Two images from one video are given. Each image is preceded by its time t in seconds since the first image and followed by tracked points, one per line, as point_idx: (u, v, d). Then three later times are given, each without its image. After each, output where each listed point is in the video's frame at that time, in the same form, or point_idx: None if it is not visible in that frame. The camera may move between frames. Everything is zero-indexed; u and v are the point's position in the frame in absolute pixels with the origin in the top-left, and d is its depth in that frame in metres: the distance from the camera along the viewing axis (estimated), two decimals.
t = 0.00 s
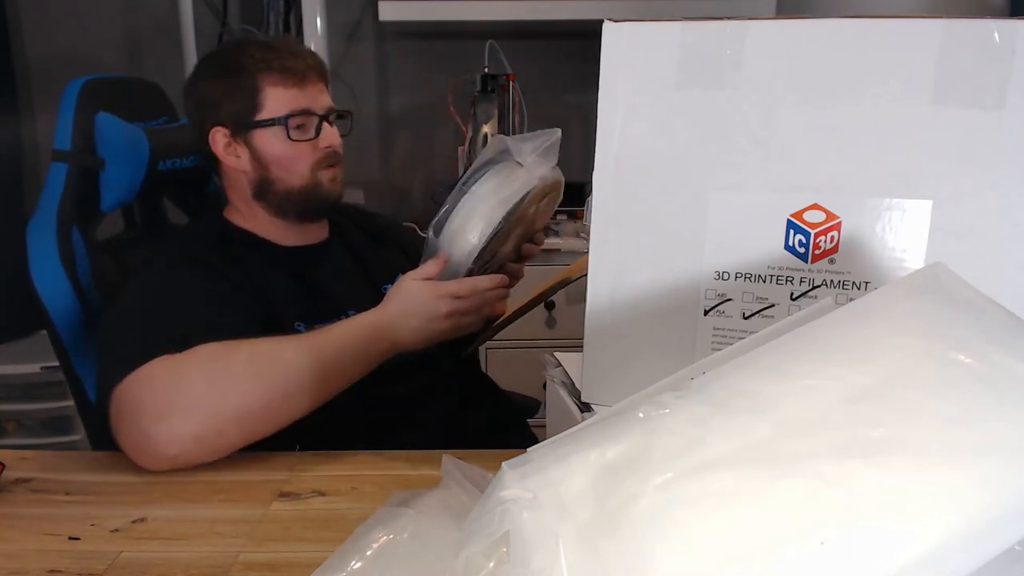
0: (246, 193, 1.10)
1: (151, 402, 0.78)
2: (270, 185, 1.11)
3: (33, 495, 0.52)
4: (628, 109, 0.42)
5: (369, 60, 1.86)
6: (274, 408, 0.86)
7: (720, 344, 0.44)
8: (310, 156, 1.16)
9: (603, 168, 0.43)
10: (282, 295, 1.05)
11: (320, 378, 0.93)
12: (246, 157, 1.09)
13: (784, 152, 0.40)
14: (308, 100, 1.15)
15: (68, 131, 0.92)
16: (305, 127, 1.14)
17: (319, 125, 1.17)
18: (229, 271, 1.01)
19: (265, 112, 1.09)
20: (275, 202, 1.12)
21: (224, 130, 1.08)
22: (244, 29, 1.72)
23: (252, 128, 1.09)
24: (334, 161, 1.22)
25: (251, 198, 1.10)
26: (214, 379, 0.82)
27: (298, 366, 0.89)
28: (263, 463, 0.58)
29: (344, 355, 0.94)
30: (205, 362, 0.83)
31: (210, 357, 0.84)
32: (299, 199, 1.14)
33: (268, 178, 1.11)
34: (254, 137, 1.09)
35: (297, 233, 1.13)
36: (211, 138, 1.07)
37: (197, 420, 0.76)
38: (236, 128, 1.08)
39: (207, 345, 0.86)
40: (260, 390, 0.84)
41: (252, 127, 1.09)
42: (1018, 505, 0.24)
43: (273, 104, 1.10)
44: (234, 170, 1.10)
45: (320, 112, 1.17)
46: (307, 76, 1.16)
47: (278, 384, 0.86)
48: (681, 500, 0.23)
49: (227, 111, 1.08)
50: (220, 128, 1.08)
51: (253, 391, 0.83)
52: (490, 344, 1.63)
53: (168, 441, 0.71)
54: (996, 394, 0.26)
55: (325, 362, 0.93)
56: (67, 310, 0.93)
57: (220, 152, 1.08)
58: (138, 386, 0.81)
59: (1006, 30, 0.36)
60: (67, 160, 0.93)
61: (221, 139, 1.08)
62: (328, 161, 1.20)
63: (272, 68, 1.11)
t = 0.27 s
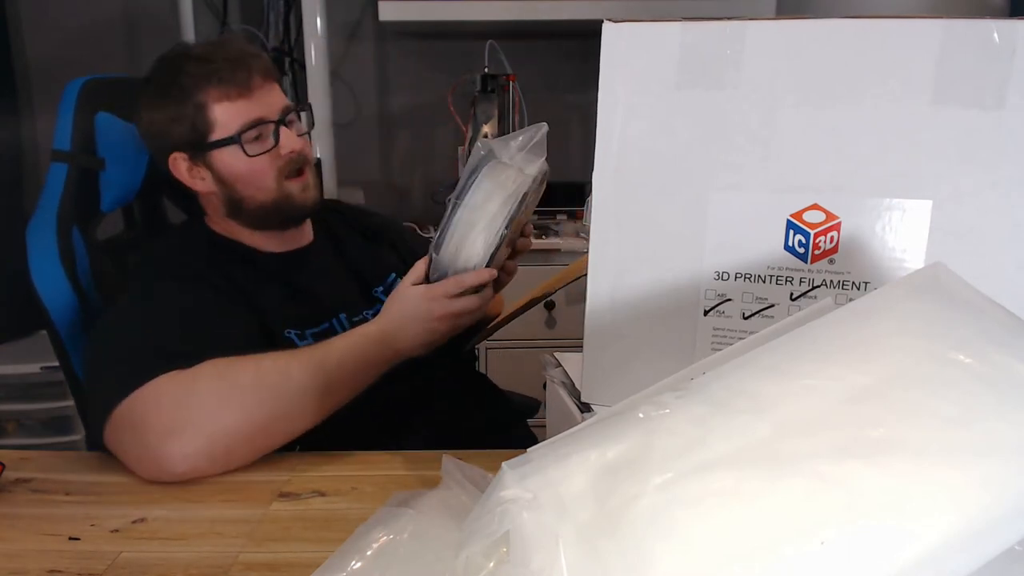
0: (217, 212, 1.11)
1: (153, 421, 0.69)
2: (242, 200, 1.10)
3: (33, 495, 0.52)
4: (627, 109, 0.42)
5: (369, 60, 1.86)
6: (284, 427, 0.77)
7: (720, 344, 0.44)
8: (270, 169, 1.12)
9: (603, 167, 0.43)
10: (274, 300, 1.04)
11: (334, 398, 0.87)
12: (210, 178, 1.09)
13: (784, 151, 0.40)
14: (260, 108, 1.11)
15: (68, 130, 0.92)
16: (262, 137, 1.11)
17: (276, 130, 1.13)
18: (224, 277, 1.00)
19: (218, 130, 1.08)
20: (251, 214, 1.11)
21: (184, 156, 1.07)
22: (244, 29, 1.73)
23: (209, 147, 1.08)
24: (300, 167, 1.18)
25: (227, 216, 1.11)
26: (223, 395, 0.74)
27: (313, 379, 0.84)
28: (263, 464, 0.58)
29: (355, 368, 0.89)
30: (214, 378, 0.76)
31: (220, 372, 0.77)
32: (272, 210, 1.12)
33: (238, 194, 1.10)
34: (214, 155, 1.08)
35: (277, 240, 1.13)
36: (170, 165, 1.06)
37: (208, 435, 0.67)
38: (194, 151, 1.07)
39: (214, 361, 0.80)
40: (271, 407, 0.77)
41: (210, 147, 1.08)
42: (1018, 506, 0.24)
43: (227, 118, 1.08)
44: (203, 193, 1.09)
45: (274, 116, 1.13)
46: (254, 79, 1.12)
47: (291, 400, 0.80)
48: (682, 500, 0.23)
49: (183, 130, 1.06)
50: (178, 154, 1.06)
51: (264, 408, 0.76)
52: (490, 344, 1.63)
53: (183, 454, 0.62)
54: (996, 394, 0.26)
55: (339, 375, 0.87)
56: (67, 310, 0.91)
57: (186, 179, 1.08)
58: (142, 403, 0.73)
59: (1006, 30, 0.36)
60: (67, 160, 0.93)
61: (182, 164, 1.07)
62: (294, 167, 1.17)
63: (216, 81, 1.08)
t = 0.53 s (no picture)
0: (207, 221, 1.10)
1: (154, 422, 0.70)
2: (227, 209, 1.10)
3: (33, 495, 0.52)
4: (627, 109, 0.42)
5: (369, 60, 1.86)
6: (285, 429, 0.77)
7: (720, 344, 0.44)
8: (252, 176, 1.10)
9: (604, 167, 0.43)
10: (272, 302, 1.03)
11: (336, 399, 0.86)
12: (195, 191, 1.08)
13: (784, 151, 0.40)
14: (233, 115, 1.09)
15: (68, 131, 0.92)
16: (240, 143, 1.10)
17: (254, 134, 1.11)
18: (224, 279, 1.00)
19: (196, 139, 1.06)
20: (239, 221, 1.10)
21: (166, 169, 1.06)
22: (244, 29, 1.73)
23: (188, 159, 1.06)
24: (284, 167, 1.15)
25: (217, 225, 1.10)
26: (224, 397, 0.74)
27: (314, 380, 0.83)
28: (263, 465, 0.58)
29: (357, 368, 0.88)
30: (216, 379, 0.76)
31: (221, 373, 0.76)
32: (258, 215, 1.11)
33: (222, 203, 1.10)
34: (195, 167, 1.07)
35: (267, 243, 1.11)
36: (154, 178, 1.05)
37: (208, 437, 0.67)
38: (175, 163, 1.06)
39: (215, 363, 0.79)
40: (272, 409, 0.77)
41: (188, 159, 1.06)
42: (1017, 506, 0.24)
43: (203, 129, 1.07)
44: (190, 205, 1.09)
45: (251, 121, 1.11)
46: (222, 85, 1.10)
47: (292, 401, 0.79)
48: (682, 500, 0.23)
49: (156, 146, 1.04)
50: (160, 167, 1.05)
51: (264, 409, 0.76)
52: (490, 344, 1.63)
53: (182, 456, 0.62)
54: (996, 394, 0.26)
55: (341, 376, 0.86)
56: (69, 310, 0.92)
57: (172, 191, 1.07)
58: (144, 404, 0.73)
59: (1006, 30, 0.36)
60: (68, 160, 0.93)
61: (165, 177, 1.06)
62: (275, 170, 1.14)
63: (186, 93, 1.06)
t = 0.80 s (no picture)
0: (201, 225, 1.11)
1: (151, 423, 0.69)
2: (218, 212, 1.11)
3: (33, 495, 0.52)
4: (628, 110, 0.42)
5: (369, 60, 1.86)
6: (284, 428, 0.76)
7: (720, 344, 0.44)
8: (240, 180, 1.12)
9: (604, 167, 0.43)
10: (269, 302, 1.03)
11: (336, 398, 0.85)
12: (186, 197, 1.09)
13: (784, 152, 0.40)
14: (220, 118, 1.10)
15: (69, 131, 0.92)
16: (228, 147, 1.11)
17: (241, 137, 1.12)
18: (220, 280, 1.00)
19: (184, 146, 1.07)
20: (231, 224, 1.12)
21: (157, 176, 1.06)
22: (244, 29, 1.73)
23: (177, 164, 1.07)
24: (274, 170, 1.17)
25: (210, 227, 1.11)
26: (222, 396, 0.73)
27: (313, 378, 0.82)
28: (263, 465, 0.58)
29: (356, 366, 0.87)
30: (212, 379, 0.75)
31: (218, 373, 0.76)
32: (250, 218, 1.12)
33: (213, 207, 1.10)
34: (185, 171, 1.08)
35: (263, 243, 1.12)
36: (146, 185, 1.05)
37: (207, 437, 0.67)
38: (165, 169, 1.06)
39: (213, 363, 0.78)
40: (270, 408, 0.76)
41: (178, 164, 1.07)
42: (1017, 506, 0.24)
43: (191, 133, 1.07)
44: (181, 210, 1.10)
45: (238, 124, 1.12)
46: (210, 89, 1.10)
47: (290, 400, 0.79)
48: (682, 500, 0.23)
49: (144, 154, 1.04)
50: (151, 173, 1.05)
51: (262, 408, 0.75)
52: (490, 343, 1.63)
53: (180, 456, 0.61)
54: (996, 394, 0.26)
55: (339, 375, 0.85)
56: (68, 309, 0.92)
57: (162, 197, 1.07)
58: (141, 405, 0.72)
59: (1006, 30, 0.36)
60: (68, 160, 0.93)
61: (157, 182, 1.06)
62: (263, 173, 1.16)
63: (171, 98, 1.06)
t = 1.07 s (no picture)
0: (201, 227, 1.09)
1: (150, 424, 0.69)
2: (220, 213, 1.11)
3: (33, 495, 0.52)
4: (628, 110, 0.42)
5: (369, 60, 1.86)
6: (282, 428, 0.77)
7: (720, 344, 0.44)
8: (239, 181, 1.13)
9: (604, 167, 0.43)
10: (267, 301, 1.02)
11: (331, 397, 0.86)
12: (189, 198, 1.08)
13: (784, 152, 0.40)
14: (222, 120, 1.11)
15: (68, 131, 0.92)
16: (230, 148, 1.12)
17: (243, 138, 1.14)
18: (217, 280, 0.98)
19: (185, 146, 1.07)
20: (232, 225, 1.12)
21: (157, 177, 1.06)
22: (244, 29, 1.73)
23: (180, 164, 1.07)
24: (272, 170, 1.19)
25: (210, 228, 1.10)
26: (220, 397, 0.73)
27: (310, 378, 0.83)
28: (263, 466, 0.58)
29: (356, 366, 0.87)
30: (211, 379, 0.75)
31: (216, 372, 0.75)
32: (253, 218, 1.12)
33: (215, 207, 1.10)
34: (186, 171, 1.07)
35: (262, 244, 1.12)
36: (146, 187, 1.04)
37: (206, 438, 0.67)
38: (165, 170, 1.06)
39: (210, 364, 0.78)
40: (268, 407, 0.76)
41: (179, 165, 1.07)
42: (1017, 507, 0.24)
43: (194, 134, 1.08)
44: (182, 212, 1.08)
45: (240, 126, 1.13)
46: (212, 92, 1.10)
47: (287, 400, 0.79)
48: (682, 500, 0.23)
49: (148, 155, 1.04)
50: (152, 174, 1.05)
51: (260, 408, 0.75)
52: (490, 343, 1.63)
53: (180, 457, 0.61)
54: (996, 394, 0.26)
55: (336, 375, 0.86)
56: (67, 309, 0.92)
57: (162, 198, 1.06)
58: (140, 406, 0.72)
59: (1006, 30, 0.36)
60: (68, 160, 0.93)
61: (157, 184, 1.06)
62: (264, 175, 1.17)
63: (173, 99, 1.07)
